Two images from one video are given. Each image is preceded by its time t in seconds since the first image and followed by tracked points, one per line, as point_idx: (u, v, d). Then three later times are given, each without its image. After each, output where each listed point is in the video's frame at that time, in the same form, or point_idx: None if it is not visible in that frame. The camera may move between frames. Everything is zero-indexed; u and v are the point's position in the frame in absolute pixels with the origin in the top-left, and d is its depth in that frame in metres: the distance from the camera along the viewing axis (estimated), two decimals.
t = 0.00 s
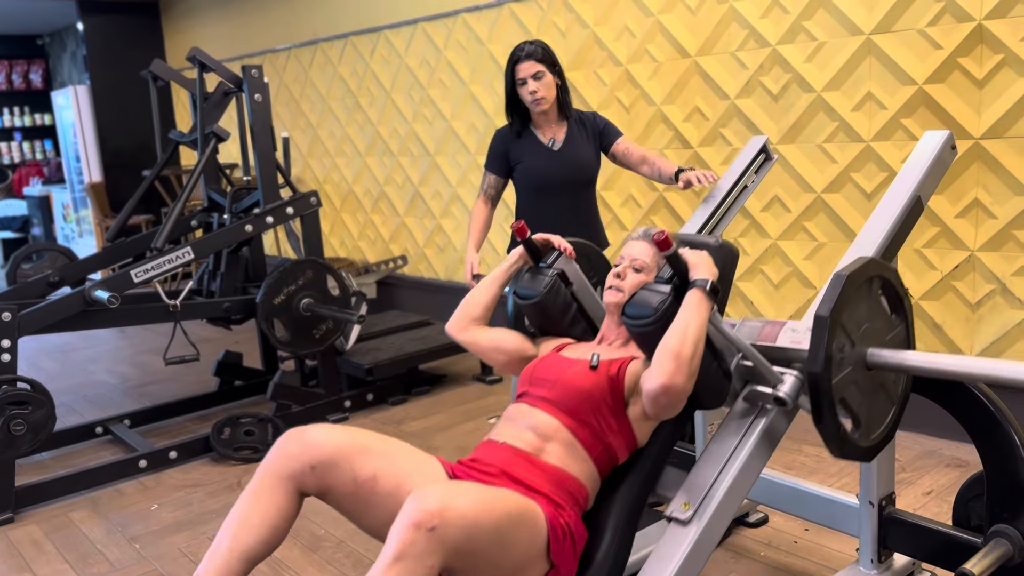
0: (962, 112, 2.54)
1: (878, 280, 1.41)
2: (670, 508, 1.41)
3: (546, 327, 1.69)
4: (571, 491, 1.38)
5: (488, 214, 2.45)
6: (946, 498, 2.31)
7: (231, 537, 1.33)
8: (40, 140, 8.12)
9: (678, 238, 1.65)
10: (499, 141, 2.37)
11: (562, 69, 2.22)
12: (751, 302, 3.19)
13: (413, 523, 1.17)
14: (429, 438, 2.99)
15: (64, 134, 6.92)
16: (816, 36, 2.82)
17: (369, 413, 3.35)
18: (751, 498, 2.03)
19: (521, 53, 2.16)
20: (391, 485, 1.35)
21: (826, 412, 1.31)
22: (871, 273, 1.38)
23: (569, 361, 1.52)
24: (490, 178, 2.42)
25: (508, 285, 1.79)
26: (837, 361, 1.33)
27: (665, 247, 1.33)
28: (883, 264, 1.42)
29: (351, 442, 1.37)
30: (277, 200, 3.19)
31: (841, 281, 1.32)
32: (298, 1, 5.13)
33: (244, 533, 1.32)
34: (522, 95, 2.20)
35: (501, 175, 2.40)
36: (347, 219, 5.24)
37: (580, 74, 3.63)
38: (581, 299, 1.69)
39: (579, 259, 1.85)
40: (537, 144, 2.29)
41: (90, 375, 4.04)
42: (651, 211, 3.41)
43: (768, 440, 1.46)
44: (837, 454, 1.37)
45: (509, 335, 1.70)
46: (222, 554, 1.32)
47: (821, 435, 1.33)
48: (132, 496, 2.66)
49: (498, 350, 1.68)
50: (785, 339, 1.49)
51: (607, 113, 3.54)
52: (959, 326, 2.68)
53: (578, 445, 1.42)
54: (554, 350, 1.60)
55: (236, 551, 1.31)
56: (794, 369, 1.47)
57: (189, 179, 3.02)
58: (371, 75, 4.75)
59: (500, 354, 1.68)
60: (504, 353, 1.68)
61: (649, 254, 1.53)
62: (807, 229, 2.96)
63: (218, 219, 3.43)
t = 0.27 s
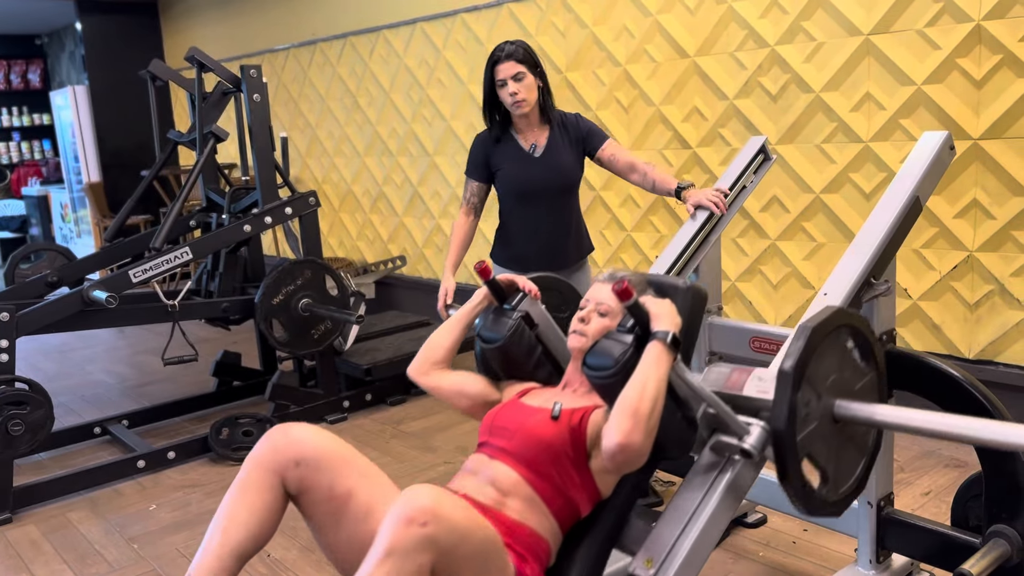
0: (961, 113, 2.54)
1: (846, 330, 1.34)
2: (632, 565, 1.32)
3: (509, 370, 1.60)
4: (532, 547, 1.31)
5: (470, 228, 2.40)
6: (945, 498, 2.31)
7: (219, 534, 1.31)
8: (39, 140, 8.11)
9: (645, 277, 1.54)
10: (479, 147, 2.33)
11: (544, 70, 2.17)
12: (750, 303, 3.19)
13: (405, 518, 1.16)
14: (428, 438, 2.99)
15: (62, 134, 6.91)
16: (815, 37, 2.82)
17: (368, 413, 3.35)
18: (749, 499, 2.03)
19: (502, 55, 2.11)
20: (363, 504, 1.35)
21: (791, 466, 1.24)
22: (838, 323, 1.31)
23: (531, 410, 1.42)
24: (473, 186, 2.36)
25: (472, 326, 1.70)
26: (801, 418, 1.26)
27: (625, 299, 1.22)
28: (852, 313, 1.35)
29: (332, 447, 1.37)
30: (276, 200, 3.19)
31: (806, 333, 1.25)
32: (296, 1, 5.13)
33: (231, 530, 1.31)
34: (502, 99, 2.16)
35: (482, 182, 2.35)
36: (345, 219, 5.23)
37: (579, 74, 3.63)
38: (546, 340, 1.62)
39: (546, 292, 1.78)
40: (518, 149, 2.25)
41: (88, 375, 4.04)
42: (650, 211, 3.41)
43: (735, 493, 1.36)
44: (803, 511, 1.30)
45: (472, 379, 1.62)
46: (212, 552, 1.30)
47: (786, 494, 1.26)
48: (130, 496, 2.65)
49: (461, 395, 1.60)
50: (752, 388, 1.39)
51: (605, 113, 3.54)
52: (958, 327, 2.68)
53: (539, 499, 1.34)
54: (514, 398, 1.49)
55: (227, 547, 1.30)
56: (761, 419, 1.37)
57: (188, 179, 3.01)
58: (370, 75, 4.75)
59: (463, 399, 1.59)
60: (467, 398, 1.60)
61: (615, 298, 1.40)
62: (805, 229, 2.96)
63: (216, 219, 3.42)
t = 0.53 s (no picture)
0: (959, 114, 2.55)
1: (845, 331, 1.36)
2: (630, 566, 1.33)
3: (508, 372, 1.59)
4: (529, 546, 1.32)
5: (459, 233, 2.40)
6: (943, 498, 2.31)
7: (218, 533, 1.32)
8: (38, 140, 8.12)
9: (642, 278, 1.56)
10: (463, 153, 2.32)
11: (529, 73, 2.16)
12: (749, 304, 3.19)
13: (405, 518, 1.16)
14: (427, 438, 3.00)
15: (62, 134, 6.91)
16: (814, 38, 2.83)
17: (367, 413, 3.35)
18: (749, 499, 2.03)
19: (484, 61, 2.11)
20: (362, 507, 1.35)
21: (789, 470, 1.25)
22: (836, 323, 1.32)
23: (531, 409, 1.42)
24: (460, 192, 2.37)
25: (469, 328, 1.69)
26: (801, 416, 1.27)
27: (622, 300, 1.23)
28: (851, 314, 1.36)
29: (332, 446, 1.37)
30: (275, 200, 3.19)
31: (806, 332, 1.27)
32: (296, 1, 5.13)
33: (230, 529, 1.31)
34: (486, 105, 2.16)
35: (468, 188, 2.35)
36: (345, 220, 5.24)
37: (578, 75, 3.63)
38: (545, 342, 1.61)
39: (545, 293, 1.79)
40: (502, 155, 2.24)
41: (88, 375, 4.04)
42: (648, 212, 3.42)
43: (733, 495, 1.36)
44: (802, 512, 1.31)
45: (471, 380, 1.60)
46: (211, 551, 1.31)
47: (785, 494, 1.27)
48: (130, 496, 2.66)
49: (459, 396, 1.58)
50: (750, 390, 1.38)
51: (605, 113, 3.54)
52: (956, 327, 2.68)
53: (538, 499, 1.34)
54: (514, 398, 1.49)
55: (226, 546, 1.30)
56: (759, 420, 1.36)
57: (187, 179, 3.01)
58: (369, 75, 4.75)
59: (461, 401, 1.58)
60: (465, 399, 1.58)
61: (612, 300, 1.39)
62: (804, 229, 2.97)
63: (216, 219, 3.43)
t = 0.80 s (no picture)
0: (959, 115, 2.55)
1: (870, 291, 1.37)
2: (661, 518, 1.38)
3: (537, 336, 1.65)
4: (562, 501, 1.36)
5: (465, 227, 2.45)
6: (942, 498, 2.32)
7: (227, 535, 1.33)
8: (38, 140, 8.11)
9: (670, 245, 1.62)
10: (464, 153, 2.33)
11: (532, 75, 2.16)
12: (748, 305, 3.19)
13: (410, 523, 1.17)
14: (427, 439, 3.00)
15: (62, 134, 6.90)
16: (814, 39, 2.83)
17: (367, 413, 3.35)
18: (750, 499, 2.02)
19: (487, 61, 2.11)
20: (382, 492, 1.34)
21: (818, 425, 1.27)
22: (861, 283, 1.34)
23: (561, 369, 1.47)
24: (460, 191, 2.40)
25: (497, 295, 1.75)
26: (828, 372, 1.29)
27: (653, 259, 1.32)
28: (874, 274, 1.38)
29: (344, 442, 1.36)
30: (275, 201, 3.19)
31: (833, 291, 1.28)
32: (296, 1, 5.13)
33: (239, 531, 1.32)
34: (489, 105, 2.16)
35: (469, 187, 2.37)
36: (344, 220, 5.24)
37: (578, 75, 3.63)
38: (572, 307, 1.68)
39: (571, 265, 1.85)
40: (503, 156, 2.25)
41: (88, 375, 4.04)
42: (648, 212, 3.42)
43: (761, 450, 1.42)
44: (830, 466, 1.33)
45: (500, 344, 1.66)
46: (219, 552, 1.31)
47: (813, 448, 1.29)
48: (130, 497, 2.66)
49: (490, 359, 1.65)
50: (776, 349, 1.46)
51: (605, 114, 3.54)
52: (956, 328, 2.68)
53: (570, 456, 1.39)
54: (545, 360, 1.55)
55: (233, 549, 1.31)
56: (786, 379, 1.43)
57: (187, 180, 3.01)
58: (369, 76, 4.75)
59: (491, 363, 1.64)
60: (495, 362, 1.65)
61: (642, 263, 1.47)
62: (804, 230, 2.97)
63: (216, 220, 3.43)
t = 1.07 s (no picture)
0: (959, 116, 2.55)
1: (898, 246, 1.44)
2: (696, 466, 1.45)
3: (569, 295, 1.71)
4: (599, 452, 1.41)
5: (483, 219, 2.48)
6: (943, 499, 2.32)
7: (249, 546, 1.34)
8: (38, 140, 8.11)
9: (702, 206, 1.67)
10: (483, 151, 2.34)
11: (547, 76, 2.16)
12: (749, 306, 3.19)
13: (424, 539, 1.18)
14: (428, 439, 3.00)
15: (62, 135, 6.90)
16: (814, 39, 2.83)
17: (367, 414, 3.35)
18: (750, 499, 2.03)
19: (504, 61, 2.12)
20: (416, 481, 1.34)
21: (851, 372, 1.32)
22: (891, 238, 1.40)
23: (596, 325, 1.54)
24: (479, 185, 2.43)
25: (529, 256, 1.80)
26: (860, 323, 1.34)
27: (691, 213, 1.35)
28: (902, 229, 1.44)
29: (371, 449, 1.35)
30: (276, 201, 3.19)
31: (865, 244, 1.34)
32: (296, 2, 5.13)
33: (262, 544, 1.33)
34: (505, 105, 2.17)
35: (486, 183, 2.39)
36: (345, 220, 5.24)
37: (578, 76, 3.63)
38: (604, 269, 1.73)
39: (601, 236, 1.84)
40: (518, 156, 2.25)
41: (87, 376, 4.04)
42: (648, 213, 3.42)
43: (791, 401, 1.50)
44: (860, 415, 1.38)
45: (534, 304, 1.72)
46: (239, 561, 1.33)
47: (845, 395, 1.35)
48: (130, 497, 2.66)
49: (524, 318, 1.71)
50: (807, 304, 1.53)
51: (605, 114, 3.54)
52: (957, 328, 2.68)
53: (606, 407, 1.45)
54: (579, 317, 1.62)
55: (253, 561, 1.33)
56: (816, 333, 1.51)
57: (187, 180, 3.01)
58: (370, 76, 4.75)
59: (525, 322, 1.71)
60: (529, 321, 1.71)
61: (674, 223, 1.56)
62: (804, 231, 2.97)
63: (216, 220, 3.42)
